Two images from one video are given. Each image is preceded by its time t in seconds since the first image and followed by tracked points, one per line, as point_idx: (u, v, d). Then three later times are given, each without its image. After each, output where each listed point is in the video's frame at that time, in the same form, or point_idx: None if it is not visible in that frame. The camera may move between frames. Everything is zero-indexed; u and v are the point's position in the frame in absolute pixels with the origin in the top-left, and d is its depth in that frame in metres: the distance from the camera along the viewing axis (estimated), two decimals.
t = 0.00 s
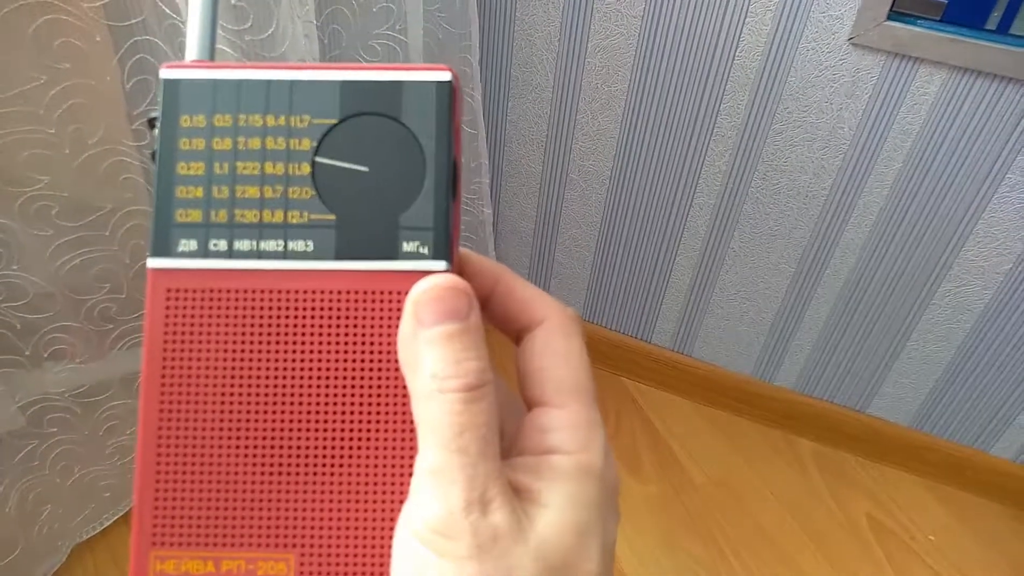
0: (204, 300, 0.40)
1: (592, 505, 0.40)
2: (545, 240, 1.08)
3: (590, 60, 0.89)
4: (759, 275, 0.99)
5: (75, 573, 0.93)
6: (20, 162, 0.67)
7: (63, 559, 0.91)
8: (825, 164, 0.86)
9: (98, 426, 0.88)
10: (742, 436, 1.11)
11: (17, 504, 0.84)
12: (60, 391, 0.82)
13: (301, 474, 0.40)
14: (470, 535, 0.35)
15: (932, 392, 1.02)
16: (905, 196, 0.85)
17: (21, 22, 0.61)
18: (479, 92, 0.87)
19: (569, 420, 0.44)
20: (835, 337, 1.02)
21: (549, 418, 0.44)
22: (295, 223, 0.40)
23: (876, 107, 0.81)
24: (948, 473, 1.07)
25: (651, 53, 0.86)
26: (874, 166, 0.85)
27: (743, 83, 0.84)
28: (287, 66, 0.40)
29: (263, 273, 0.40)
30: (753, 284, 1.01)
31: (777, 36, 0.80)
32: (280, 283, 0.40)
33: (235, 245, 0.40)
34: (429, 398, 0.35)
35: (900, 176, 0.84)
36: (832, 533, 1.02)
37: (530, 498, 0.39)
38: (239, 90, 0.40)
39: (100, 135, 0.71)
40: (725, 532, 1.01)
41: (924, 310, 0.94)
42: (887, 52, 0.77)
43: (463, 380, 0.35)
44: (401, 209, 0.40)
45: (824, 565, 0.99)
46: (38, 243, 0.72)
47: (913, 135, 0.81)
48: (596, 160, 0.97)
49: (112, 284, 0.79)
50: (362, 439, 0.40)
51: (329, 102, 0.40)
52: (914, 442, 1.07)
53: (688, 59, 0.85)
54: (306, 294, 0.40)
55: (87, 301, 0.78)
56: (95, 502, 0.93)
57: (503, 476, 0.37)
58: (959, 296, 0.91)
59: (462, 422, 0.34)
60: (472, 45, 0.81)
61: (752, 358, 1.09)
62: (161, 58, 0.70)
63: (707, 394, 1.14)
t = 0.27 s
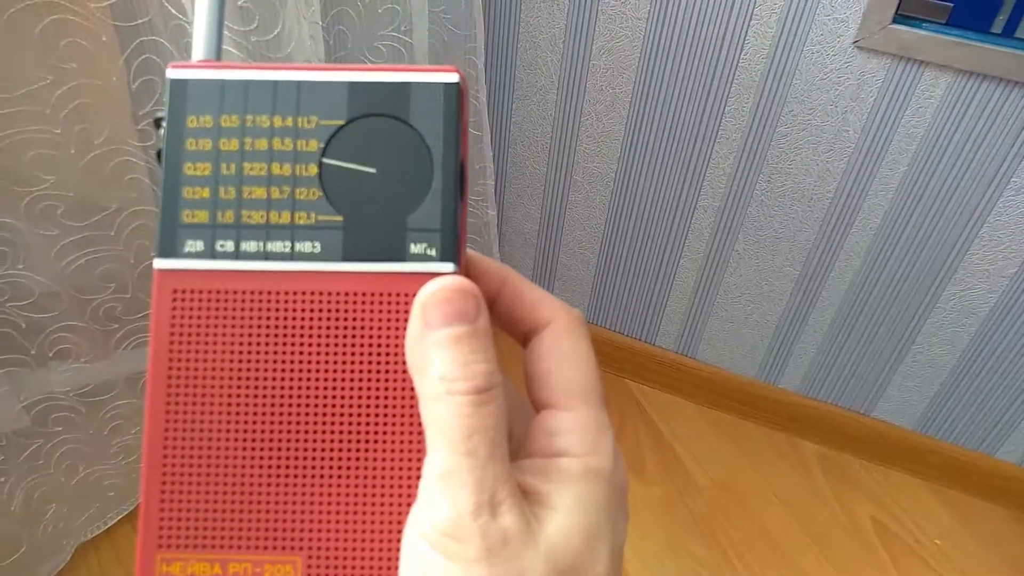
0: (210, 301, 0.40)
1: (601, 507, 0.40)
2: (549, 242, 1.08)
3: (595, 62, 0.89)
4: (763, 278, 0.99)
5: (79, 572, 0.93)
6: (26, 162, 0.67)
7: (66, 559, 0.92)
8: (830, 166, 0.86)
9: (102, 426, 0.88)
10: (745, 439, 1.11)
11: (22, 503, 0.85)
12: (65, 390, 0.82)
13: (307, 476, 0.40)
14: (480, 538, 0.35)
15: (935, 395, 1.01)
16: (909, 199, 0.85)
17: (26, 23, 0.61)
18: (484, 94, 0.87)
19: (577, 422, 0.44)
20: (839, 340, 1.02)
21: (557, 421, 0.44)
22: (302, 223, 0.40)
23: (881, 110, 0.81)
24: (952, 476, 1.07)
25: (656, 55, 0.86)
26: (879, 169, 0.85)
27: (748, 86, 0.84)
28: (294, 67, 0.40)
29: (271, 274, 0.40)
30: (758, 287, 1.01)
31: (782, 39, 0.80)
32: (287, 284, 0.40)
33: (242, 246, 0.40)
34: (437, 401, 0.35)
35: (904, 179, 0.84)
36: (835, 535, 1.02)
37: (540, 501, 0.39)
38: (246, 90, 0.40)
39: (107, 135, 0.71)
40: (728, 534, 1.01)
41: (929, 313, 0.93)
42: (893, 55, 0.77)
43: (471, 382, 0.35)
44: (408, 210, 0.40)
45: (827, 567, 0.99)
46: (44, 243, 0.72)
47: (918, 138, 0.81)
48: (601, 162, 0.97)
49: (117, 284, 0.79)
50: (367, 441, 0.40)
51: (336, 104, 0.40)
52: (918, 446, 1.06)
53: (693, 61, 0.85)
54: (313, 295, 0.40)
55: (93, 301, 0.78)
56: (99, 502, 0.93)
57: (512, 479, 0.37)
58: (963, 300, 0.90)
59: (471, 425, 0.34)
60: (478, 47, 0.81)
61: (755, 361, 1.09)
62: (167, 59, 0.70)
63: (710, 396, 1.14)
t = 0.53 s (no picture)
0: (201, 297, 0.40)
1: (596, 502, 0.40)
2: (548, 240, 1.08)
3: (593, 60, 0.89)
4: (762, 275, 0.99)
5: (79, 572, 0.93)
6: (23, 162, 0.67)
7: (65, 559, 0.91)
8: (828, 163, 0.86)
9: (101, 425, 0.88)
10: (745, 436, 1.11)
11: (20, 503, 0.84)
12: (64, 391, 0.82)
13: (299, 473, 0.40)
14: (474, 535, 0.35)
15: (935, 391, 1.01)
16: (907, 195, 0.85)
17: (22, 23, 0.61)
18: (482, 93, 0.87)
19: (572, 418, 0.44)
20: (838, 337, 1.02)
21: (552, 416, 0.44)
22: (293, 219, 0.40)
23: (879, 107, 0.81)
24: (952, 472, 1.07)
25: (654, 52, 0.86)
26: (877, 166, 0.84)
27: (746, 83, 0.84)
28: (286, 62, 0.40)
29: (263, 271, 0.40)
30: (756, 284, 1.01)
31: (780, 35, 0.80)
32: (280, 280, 0.40)
33: (233, 242, 0.40)
34: (431, 397, 0.35)
35: (903, 176, 0.84)
36: (835, 533, 1.02)
37: (534, 498, 0.39)
38: (238, 85, 0.40)
39: (103, 135, 0.71)
40: (728, 531, 1.01)
41: (928, 309, 0.93)
42: (890, 51, 0.76)
43: (465, 378, 0.35)
44: (401, 205, 0.40)
45: (827, 564, 0.99)
46: (41, 243, 0.72)
47: (916, 133, 0.81)
48: (599, 159, 0.96)
49: (115, 284, 0.79)
50: (360, 438, 0.40)
51: (329, 99, 0.40)
52: (917, 443, 1.06)
53: (691, 58, 0.85)
54: (306, 291, 0.40)
55: (91, 301, 0.78)
56: (97, 501, 0.93)
57: (506, 475, 0.37)
58: (962, 296, 0.90)
59: (465, 421, 0.34)
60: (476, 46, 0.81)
61: (755, 358, 1.09)
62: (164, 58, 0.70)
63: (709, 393, 1.14)
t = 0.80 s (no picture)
0: (195, 299, 0.40)
1: (593, 501, 0.40)
2: (546, 243, 1.08)
3: (588, 63, 0.89)
4: (760, 276, 0.99)
5: None
6: (20, 168, 0.67)
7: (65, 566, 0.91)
8: (825, 163, 0.86)
9: (100, 432, 0.88)
10: (745, 438, 1.11)
11: (20, 511, 0.84)
12: (63, 398, 0.82)
13: (296, 474, 0.40)
14: (472, 533, 0.35)
15: (934, 390, 1.01)
16: (904, 194, 0.85)
17: (18, 30, 0.61)
18: (479, 97, 0.87)
19: (569, 416, 0.44)
20: (836, 337, 1.02)
21: (549, 415, 0.44)
22: (288, 219, 0.40)
23: (875, 106, 0.81)
24: (953, 472, 1.07)
25: (649, 54, 0.86)
26: (874, 166, 0.85)
27: (742, 85, 0.84)
28: (279, 63, 0.40)
29: (258, 271, 0.40)
30: (755, 286, 1.01)
31: (774, 37, 0.80)
32: (275, 281, 0.40)
33: (228, 243, 0.40)
34: (428, 396, 0.35)
35: (900, 175, 0.84)
36: (835, 533, 1.01)
37: (531, 496, 0.39)
38: (231, 87, 0.40)
39: (100, 142, 0.71)
40: (728, 532, 1.00)
41: (926, 308, 0.93)
42: (885, 50, 0.77)
43: (462, 376, 0.35)
44: (395, 204, 0.40)
45: (828, 564, 0.98)
46: (39, 250, 0.72)
47: (912, 132, 0.81)
48: (597, 162, 0.97)
49: (114, 290, 0.79)
50: (356, 438, 0.40)
51: (322, 99, 0.40)
52: (918, 442, 1.06)
53: (686, 60, 0.85)
54: (301, 291, 0.40)
55: (90, 307, 0.78)
56: (98, 508, 0.93)
57: (503, 473, 0.37)
58: (961, 294, 0.90)
59: (461, 420, 0.34)
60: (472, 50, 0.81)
61: (754, 359, 1.09)
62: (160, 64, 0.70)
63: (708, 394, 1.14)
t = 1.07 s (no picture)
0: (201, 305, 0.40)
1: (599, 507, 0.40)
2: (550, 248, 1.08)
3: (592, 69, 0.89)
4: (764, 281, 0.99)
5: None
6: (26, 172, 0.67)
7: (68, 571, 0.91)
8: (828, 170, 0.86)
9: (104, 436, 0.87)
10: (749, 443, 1.11)
11: (23, 515, 0.84)
12: (67, 401, 0.82)
13: (301, 480, 0.40)
14: (478, 539, 0.35)
15: (938, 396, 1.01)
16: (907, 200, 0.85)
17: (24, 35, 0.62)
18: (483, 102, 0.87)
19: (574, 422, 0.44)
20: (840, 343, 1.01)
21: (555, 421, 0.44)
22: (294, 225, 0.40)
23: (878, 112, 0.81)
24: (957, 478, 1.06)
25: (653, 60, 0.86)
26: (877, 171, 0.85)
27: (745, 91, 0.84)
28: (287, 69, 0.40)
29: (264, 277, 0.40)
30: (758, 291, 1.01)
31: (778, 43, 0.80)
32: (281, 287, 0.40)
33: (234, 249, 0.40)
34: (435, 401, 0.35)
35: (903, 181, 0.84)
36: (838, 539, 1.01)
37: (537, 503, 0.39)
38: (238, 93, 0.40)
39: (106, 147, 0.71)
40: (731, 537, 1.00)
41: (930, 314, 0.93)
42: (890, 57, 0.77)
43: (468, 382, 0.35)
44: (402, 211, 0.40)
45: (830, 569, 0.98)
46: (44, 254, 0.72)
47: (916, 138, 0.81)
48: (600, 167, 0.97)
49: (118, 294, 0.79)
50: (362, 444, 0.40)
51: (330, 106, 0.40)
52: (922, 448, 1.06)
53: (690, 66, 0.85)
54: (307, 297, 0.40)
55: (94, 311, 0.79)
56: (101, 513, 0.93)
57: (509, 479, 0.37)
58: (964, 300, 0.90)
59: (468, 425, 0.35)
60: (476, 56, 0.82)
61: (757, 365, 1.09)
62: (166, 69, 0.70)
63: (712, 400, 1.14)
